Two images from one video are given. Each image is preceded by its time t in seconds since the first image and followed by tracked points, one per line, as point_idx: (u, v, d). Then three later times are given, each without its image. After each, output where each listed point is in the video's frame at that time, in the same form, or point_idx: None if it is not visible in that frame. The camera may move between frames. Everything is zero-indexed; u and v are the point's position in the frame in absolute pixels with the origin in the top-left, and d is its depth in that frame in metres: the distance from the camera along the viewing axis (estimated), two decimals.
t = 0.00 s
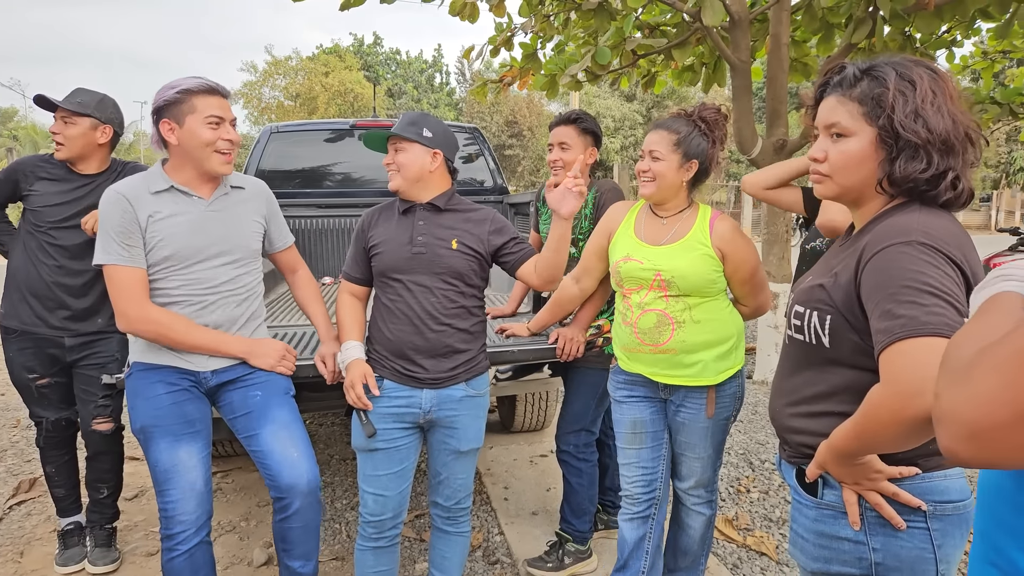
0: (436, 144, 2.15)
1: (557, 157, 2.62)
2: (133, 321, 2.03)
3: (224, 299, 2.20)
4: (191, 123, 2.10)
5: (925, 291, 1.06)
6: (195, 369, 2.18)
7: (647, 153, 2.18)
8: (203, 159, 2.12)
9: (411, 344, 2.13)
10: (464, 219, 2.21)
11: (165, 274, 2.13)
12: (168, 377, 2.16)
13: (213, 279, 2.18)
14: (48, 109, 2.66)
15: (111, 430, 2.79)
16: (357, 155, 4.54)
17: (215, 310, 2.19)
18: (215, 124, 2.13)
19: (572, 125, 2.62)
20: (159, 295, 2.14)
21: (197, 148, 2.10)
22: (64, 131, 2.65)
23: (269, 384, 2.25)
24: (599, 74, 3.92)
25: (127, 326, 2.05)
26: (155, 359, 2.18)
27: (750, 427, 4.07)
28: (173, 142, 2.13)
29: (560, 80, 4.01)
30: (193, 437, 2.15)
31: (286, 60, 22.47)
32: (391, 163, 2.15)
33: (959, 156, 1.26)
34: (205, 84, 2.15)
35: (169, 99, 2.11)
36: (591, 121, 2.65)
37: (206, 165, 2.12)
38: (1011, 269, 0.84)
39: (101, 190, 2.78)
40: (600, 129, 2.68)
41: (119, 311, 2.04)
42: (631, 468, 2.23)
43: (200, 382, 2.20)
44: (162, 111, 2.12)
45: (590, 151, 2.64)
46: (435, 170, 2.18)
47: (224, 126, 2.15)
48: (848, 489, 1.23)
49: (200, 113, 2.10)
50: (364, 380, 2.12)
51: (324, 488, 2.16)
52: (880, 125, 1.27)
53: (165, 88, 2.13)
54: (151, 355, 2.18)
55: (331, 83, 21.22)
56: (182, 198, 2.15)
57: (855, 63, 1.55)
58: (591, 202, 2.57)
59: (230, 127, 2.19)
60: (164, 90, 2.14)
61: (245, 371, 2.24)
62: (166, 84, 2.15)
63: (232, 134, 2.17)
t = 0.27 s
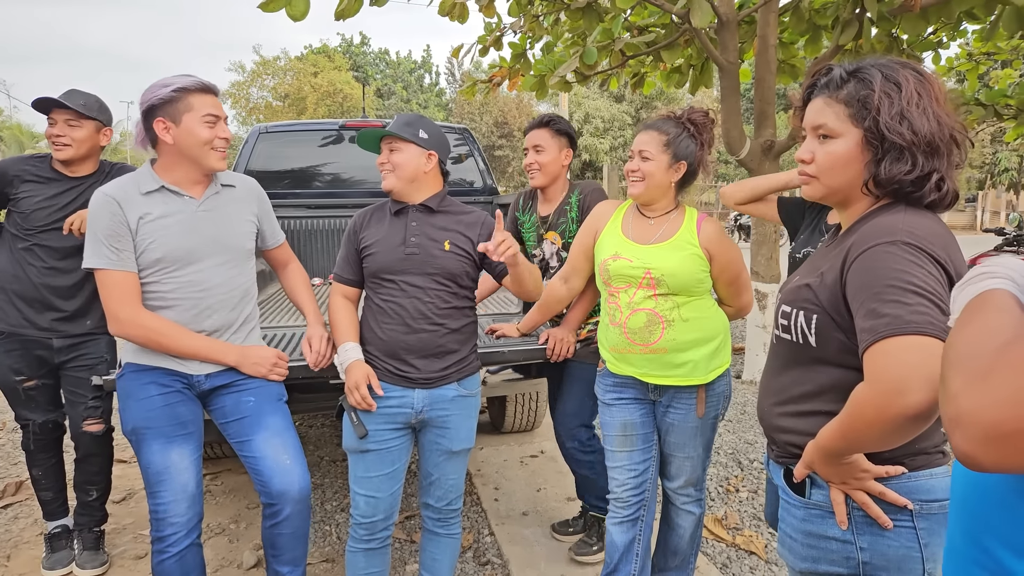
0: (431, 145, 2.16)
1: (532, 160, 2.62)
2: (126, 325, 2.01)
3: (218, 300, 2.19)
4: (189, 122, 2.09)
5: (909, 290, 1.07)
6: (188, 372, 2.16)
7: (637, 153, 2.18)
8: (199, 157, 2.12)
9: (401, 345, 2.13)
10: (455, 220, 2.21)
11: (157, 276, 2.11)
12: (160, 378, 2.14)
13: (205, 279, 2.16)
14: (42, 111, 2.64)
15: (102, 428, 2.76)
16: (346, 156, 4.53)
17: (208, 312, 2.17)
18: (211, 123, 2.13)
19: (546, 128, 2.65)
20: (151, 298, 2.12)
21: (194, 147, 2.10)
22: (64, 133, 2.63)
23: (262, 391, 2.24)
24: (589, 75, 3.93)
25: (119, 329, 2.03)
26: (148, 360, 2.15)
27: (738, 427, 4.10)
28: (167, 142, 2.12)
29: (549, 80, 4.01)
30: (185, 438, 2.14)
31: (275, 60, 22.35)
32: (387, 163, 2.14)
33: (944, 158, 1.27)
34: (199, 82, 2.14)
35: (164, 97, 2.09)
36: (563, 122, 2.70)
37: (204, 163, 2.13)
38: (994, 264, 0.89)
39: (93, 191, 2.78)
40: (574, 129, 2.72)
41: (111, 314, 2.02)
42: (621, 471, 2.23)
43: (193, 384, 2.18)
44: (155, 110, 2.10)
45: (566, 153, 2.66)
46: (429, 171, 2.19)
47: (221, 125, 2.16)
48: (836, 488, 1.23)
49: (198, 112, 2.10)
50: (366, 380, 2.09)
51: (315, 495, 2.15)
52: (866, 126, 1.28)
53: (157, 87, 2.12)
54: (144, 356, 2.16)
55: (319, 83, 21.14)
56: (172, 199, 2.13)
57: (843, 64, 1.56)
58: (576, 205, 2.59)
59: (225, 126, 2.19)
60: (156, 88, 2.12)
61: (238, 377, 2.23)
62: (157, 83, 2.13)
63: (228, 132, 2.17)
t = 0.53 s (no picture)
0: (433, 146, 2.21)
1: (505, 175, 2.69)
2: (126, 327, 2.01)
3: (219, 300, 2.18)
4: (195, 125, 2.10)
5: (899, 293, 1.08)
6: (190, 374, 2.14)
7: (642, 154, 2.16)
8: (202, 158, 2.13)
9: (397, 347, 2.13)
10: (451, 223, 2.22)
11: (157, 277, 2.10)
12: (161, 380, 2.12)
13: (206, 279, 2.15)
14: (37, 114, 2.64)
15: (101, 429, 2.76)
16: (340, 157, 4.53)
17: (209, 312, 2.16)
18: (217, 124, 2.16)
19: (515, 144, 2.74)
20: (150, 298, 2.11)
21: (200, 149, 2.11)
22: (62, 133, 2.64)
23: (264, 392, 2.23)
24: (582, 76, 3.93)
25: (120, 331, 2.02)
26: (149, 361, 2.12)
27: (732, 427, 4.11)
28: (171, 142, 2.11)
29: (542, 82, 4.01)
30: (184, 441, 2.13)
31: (267, 60, 22.26)
32: (388, 164, 2.15)
33: (935, 160, 1.27)
34: (204, 84, 2.15)
35: (172, 97, 2.09)
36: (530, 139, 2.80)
37: (208, 165, 2.14)
38: (997, 270, 0.93)
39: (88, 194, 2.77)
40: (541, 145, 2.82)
41: (111, 315, 2.01)
42: (615, 472, 2.23)
43: (194, 386, 2.17)
44: (157, 110, 2.09)
45: (536, 166, 2.74)
46: (431, 172, 2.22)
47: (225, 128, 2.18)
48: (828, 490, 1.24)
49: (205, 114, 2.11)
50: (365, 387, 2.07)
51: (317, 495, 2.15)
52: (857, 129, 1.29)
53: (158, 86, 2.11)
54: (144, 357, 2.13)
55: (312, 83, 21.10)
56: (171, 198, 2.12)
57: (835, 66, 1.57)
58: (556, 212, 2.73)
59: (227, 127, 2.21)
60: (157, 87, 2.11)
61: (239, 378, 2.22)
62: (161, 81, 2.11)
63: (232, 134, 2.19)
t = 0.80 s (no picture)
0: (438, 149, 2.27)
1: (483, 189, 2.68)
2: (131, 327, 1.99)
3: (223, 300, 2.17)
4: (195, 122, 2.09)
5: (890, 294, 1.08)
6: (190, 377, 2.14)
7: (659, 155, 2.13)
8: (203, 157, 2.11)
9: (392, 349, 2.12)
10: (448, 226, 2.23)
11: (161, 276, 2.09)
12: (161, 380, 2.11)
13: (211, 278, 2.14)
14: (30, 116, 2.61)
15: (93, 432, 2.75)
16: (334, 158, 4.52)
17: (212, 312, 2.15)
18: (218, 123, 2.13)
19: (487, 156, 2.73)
20: (154, 297, 2.09)
21: (201, 148, 2.09)
22: (62, 136, 2.66)
23: (260, 398, 2.23)
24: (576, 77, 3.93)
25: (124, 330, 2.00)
26: (149, 361, 2.11)
27: (727, 428, 4.11)
28: (172, 140, 2.10)
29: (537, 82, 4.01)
30: (183, 441, 2.13)
31: (261, 60, 22.20)
32: (410, 163, 2.16)
33: (926, 162, 1.27)
34: (207, 81, 2.13)
35: (172, 95, 2.08)
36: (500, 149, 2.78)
37: (208, 164, 2.12)
38: (1004, 276, 0.98)
39: (81, 199, 2.76)
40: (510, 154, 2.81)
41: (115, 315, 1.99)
42: (612, 471, 2.23)
43: (193, 388, 2.16)
44: (160, 107, 2.08)
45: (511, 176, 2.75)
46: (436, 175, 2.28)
47: (226, 126, 2.16)
48: (821, 491, 1.24)
49: (205, 112, 2.09)
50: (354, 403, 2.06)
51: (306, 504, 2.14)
52: (848, 130, 1.29)
53: (163, 83, 2.10)
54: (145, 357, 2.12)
55: (306, 84, 21.05)
56: (176, 196, 2.12)
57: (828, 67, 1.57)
58: (539, 217, 2.77)
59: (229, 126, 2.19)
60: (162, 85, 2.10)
61: (237, 382, 2.21)
62: (162, 79, 2.10)
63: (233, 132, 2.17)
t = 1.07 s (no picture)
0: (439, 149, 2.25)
1: (483, 189, 2.66)
2: (134, 324, 1.97)
3: (225, 296, 2.15)
4: (182, 114, 2.06)
5: (891, 291, 1.07)
6: (193, 374, 2.11)
7: (661, 154, 2.12)
8: (198, 150, 2.08)
9: (389, 348, 2.10)
10: (444, 225, 2.22)
11: (163, 272, 2.07)
12: (163, 380, 2.08)
13: (213, 274, 2.12)
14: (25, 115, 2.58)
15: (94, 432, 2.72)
16: (329, 157, 4.50)
17: (215, 308, 2.13)
18: (206, 114, 2.10)
19: (487, 157, 2.71)
20: (157, 295, 2.07)
21: (191, 140, 2.07)
22: (62, 134, 2.66)
23: (260, 395, 2.21)
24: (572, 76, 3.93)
25: (127, 328, 1.98)
26: (151, 359, 2.08)
27: (723, 427, 4.11)
28: (162, 134, 2.08)
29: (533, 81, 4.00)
30: (183, 440, 2.11)
31: (256, 59, 22.14)
32: (417, 164, 2.14)
33: (922, 156, 1.26)
34: (192, 71, 2.11)
35: (156, 88, 2.06)
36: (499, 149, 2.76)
37: (201, 157, 2.09)
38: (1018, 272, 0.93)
39: (72, 199, 2.72)
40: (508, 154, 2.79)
41: (118, 312, 1.97)
42: (612, 471, 2.22)
43: (194, 386, 2.13)
44: (150, 101, 2.07)
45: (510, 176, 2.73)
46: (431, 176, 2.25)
47: (216, 116, 2.13)
48: (821, 491, 1.23)
49: (191, 103, 2.07)
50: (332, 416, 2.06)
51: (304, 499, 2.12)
52: (843, 125, 1.28)
53: (150, 78, 2.08)
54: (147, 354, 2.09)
55: (301, 83, 21.00)
56: (176, 191, 2.10)
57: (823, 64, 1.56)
58: (540, 217, 2.76)
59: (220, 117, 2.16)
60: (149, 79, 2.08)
61: (239, 379, 2.19)
62: (150, 73, 2.09)
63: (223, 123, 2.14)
